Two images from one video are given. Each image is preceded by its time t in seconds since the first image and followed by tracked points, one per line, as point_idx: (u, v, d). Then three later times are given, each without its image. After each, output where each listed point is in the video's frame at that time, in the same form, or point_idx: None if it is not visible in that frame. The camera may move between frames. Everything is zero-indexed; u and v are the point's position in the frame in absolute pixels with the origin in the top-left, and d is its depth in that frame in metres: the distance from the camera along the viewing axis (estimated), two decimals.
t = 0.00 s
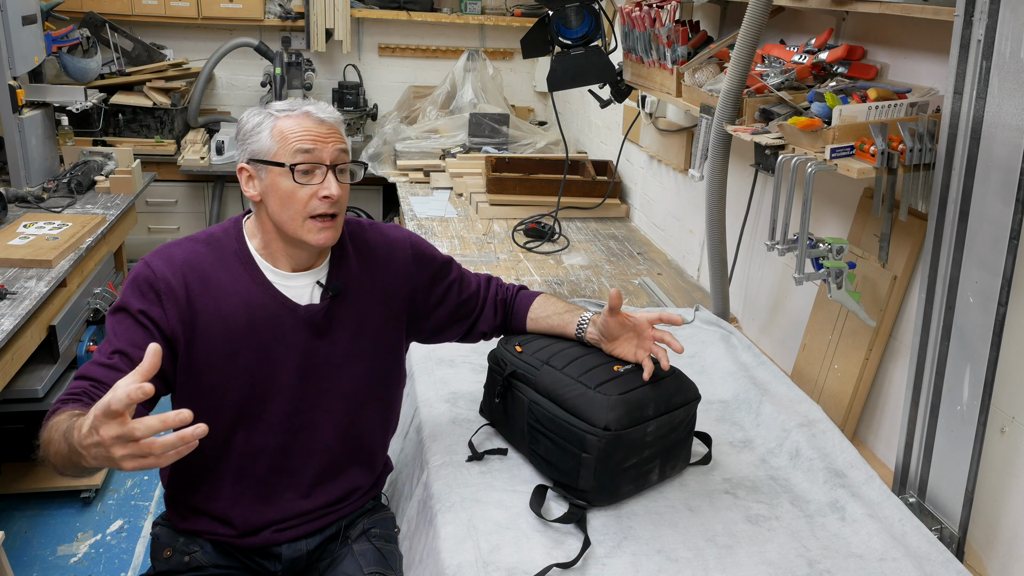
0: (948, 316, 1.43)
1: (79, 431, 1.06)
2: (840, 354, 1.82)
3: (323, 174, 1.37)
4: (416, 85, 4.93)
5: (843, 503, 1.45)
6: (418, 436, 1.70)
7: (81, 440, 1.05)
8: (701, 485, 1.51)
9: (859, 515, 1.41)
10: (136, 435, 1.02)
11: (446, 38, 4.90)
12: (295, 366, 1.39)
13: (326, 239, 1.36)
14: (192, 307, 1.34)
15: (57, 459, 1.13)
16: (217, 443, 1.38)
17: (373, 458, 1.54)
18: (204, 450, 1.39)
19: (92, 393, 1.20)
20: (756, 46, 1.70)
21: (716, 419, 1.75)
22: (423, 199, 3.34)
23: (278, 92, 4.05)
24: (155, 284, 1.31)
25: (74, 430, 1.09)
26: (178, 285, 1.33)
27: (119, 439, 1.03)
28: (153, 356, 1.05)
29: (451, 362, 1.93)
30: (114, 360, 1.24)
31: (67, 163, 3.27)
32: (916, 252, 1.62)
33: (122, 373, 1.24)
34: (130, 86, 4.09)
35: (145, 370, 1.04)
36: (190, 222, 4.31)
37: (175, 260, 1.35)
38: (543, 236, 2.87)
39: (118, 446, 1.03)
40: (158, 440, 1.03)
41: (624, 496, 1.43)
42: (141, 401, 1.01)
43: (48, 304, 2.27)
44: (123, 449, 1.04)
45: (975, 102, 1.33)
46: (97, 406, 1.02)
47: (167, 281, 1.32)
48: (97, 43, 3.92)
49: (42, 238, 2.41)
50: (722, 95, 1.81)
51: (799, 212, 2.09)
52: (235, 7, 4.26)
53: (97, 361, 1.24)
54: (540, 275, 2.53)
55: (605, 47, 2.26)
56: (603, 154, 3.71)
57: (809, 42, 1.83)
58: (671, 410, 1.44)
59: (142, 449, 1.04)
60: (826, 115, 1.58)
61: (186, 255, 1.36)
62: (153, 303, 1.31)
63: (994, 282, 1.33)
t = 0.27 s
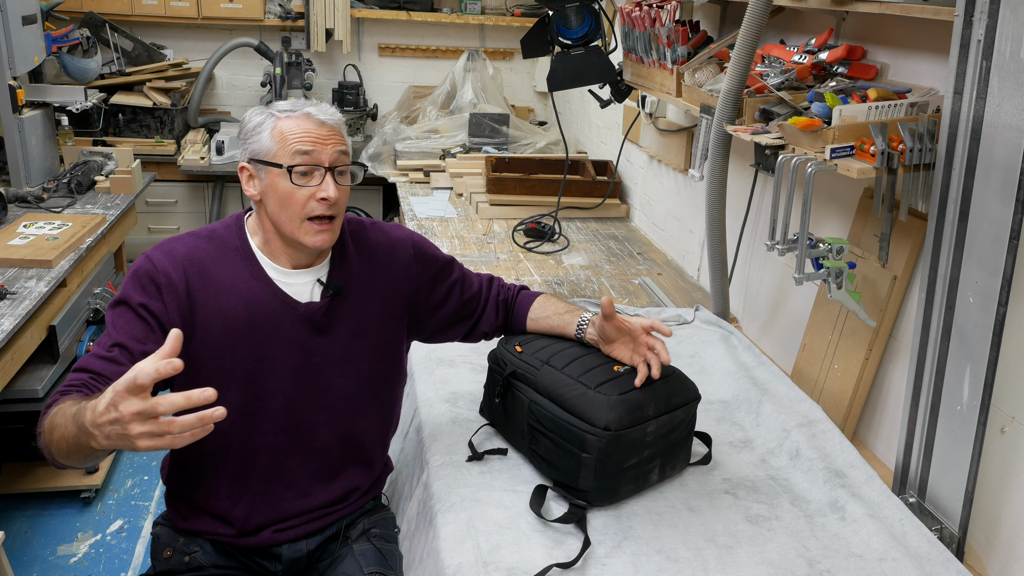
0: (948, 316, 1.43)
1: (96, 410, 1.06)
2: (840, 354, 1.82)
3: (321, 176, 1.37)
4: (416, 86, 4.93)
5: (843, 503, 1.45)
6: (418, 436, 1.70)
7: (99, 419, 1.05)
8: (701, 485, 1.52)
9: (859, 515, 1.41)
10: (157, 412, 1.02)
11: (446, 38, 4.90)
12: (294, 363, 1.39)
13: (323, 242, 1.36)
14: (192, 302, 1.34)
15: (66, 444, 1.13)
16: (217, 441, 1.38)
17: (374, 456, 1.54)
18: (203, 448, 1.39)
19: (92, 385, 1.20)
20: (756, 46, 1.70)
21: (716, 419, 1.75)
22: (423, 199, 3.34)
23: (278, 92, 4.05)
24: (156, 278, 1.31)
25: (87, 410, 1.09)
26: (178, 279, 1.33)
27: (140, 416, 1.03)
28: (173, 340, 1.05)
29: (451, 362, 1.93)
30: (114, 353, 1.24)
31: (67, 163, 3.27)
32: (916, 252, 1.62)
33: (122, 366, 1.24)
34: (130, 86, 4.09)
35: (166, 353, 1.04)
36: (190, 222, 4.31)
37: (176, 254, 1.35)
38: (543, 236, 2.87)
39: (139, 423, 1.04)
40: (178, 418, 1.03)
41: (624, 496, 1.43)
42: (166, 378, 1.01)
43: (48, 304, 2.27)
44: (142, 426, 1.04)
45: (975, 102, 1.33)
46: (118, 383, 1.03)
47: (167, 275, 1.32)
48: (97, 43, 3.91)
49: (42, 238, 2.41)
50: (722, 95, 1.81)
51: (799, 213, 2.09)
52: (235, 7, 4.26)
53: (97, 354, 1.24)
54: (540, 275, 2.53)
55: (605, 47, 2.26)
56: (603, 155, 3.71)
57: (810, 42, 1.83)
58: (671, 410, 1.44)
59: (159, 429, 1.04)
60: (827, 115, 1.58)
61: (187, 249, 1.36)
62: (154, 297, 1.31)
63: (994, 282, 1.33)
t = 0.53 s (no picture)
0: (948, 316, 1.43)
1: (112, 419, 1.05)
2: (840, 354, 1.82)
3: (317, 174, 1.37)
4: (416, 85, 4.93)
5: (843, 503, 1.45)
6: (418, 436, 1.70)
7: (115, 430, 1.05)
8: (701, 485, 1.51)
9: (859, 515, 1.41)
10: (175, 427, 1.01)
11: (445, 38, 4.90)
12: (296, 367, 1.39)
13: (323, 239, 1.36)
14: (194, 307, 1.34)
15: (78, 451, 1.13)
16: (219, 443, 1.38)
17: (375, 459, 1.54)
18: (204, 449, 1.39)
19: (98, 392, 1.19)
20: (756, 46, 1.70)
21: (716, 419, 1.75)
22: (423, 199, 3.34)
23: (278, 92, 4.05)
24: (159, 283, 1.31)
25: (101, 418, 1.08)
26: (181, 284, 1.33)
27: (157, 430, 1.02)
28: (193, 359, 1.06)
29: (451, 362, 1.93)
30: (118, 359, 1.24)
31: (67, 163, 3.27)
32: (916, 252, 1.62)
33: (125, 372, 1.24)
34: (130, 86, 4.09)
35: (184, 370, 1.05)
36: (190, 222, 4.31)
37: (179, 259, 1.34)
38: (543, 236, 2.87)
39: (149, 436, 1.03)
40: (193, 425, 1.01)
41: (624, 496, 1.43)
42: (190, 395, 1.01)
43: (48, 305, 2.27)
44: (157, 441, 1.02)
45: (975, 102, 1.33)
46: (140, 395, 1.03)
47: (170, 281, 1.32)
48: (97, 43, 3.91)
49: (42, 238, 2.41)
50: (722, 95, 1.81)
51: (799, 213, 2.09)
52: (235, 7, 4.26)
53: (101, 359, 1.24)
54: (540, 275, 2.53)
55: (605, 47, 2.26)
56: (603, 155, 3.71)
57: (810, 42, 1.83)
58: (671, 410, 1.44)
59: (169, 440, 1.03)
60: (826, 115, 1.58)
61: (190, 254, 1.36)
62: (157, 303, 1.30)
63: (994, 282, 1.33)
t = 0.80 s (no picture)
0: (948, 316, 1.43)
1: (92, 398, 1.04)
2: (840, 354, 1.82)
3: (281, 167, 1.37)
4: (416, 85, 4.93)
5: (843, 503, 1.45)
6: (418, 435, 1.70)
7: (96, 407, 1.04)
8: (701, 484, 1.51)
9: (859, 515, 1.41)
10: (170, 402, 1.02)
11: (445, 38, 4.90)
12: (298, 365, 1.39)
13: (296, 231, 1.35)
14: (196, 306, 1.34)
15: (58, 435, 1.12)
16: (221, 442, 1.39)
17: (377, 457, 1.54)
18: (206, 447, 1.39)
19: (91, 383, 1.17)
20: (756, 46, 1.70)
21: (716, 419, 1.75)
22: (423, 199, 3.34)
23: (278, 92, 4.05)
24: (159, 282, 1.31)
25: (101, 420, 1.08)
26: (183, 283, 1.33)
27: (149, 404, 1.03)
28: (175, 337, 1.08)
29: (451, 362, 1.93)
30: (115, 352, 1.22)
31: (67, 163, 3.27)
32: (916, 252, 1.62)
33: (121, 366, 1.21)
34: (130, 86, 4.09)
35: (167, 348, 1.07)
36: (190, 222, 4.31)
37: (180, 258, 1.35)
38: (543, 236, 2.87)
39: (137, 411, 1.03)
40: (188, 394, 1.01)
41: (624, 496, 1.43)
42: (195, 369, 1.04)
43: (48, 305, 2.27)
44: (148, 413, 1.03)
45: (975, 102, 1.33)
46: (132, 370, 1.04)
47: (171, 280, 1.32)
48: (97, 43, 3.91)
49: (42, 238, 2.41)
50: (722, 95, 1.81)
51: (799, 212, 2.09)
52: (235, 7, 4.26)
53: (97, 353, 1.22)
54: (540, 275, 2.53)
55: (605, 47, 2.26)
56: (603, 155, 3.71)
57: (809, 42, 1.83)
58: (671, 410, 1.44)
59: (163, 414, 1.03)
60: (826, 115, 1.58)
61: (191, 254, 1.36)
62: (157, 301, 1.31)
63: (994, 282, 1.33)
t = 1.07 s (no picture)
0: (948, 316, 1.43)
1: None
2: (840, 354, 1.82)
3: (291, 165, 1.37)
4: (416, 86, 4.93)
5: (843, 503, 1.45)
6: (418, 435, 1.70)
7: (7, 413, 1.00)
8: (701, 485, 1.52)
9: (859, 515, 1.41)
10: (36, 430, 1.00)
11: (446, 38, 4.90)
12: (301, 363, 1.39)
13: (302, 228, 1.35)
14: (199, 304, 1.34)
15: None
16: (224, 440, 1.39)
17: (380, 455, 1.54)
18: (210, 446, 1.39)
19: (82, 378, 1.19)
20: (756, 46, 1.70)
21: (716, 419, 1.75)
22: (423, 199, 3.34)
23: (278, 92, 4.05)
24: (161, 280, 1.32)
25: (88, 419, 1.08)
26: (185, 281, 1.33)
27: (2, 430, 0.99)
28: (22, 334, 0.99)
29: (451, 362, 1.93)
30: (109, 348, 1.25)
31: (66, 163, 3.27)
32: (916, 252, 1.62)
33: (114, 362, 1.24)
34: (130, 86, 4.09)
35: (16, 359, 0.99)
36: (190, 222, 4.31)
37: (182, 256, 1.35)
38: (543, 236, 2.87)
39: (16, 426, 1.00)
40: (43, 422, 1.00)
41: (624, 496, 1.43)
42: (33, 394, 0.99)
43: (48, 305, 2.27)
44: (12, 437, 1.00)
45: (975, 102, 1.33)
46: None
47: (173, 278, 1.32)
48: (97, 43, 3.91)
49: (42, 238, 2.41)
50: (722, 95, 1.81)
51: (799, 212, 2.09)
52: (235, 7, 4.26)
53: (93, 348, 1.25)
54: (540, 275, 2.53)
55: (605, 47, 2.26)
56: (603, 155, 3.71)
57: (809, 42, 1.83)
58: (671, 410, 1.44)
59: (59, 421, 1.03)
60: (826, 115, 1.58)
61: (194, 252, 1.36)
62: (157, 299, 1.31)
63: (994, 282, 1.33)
